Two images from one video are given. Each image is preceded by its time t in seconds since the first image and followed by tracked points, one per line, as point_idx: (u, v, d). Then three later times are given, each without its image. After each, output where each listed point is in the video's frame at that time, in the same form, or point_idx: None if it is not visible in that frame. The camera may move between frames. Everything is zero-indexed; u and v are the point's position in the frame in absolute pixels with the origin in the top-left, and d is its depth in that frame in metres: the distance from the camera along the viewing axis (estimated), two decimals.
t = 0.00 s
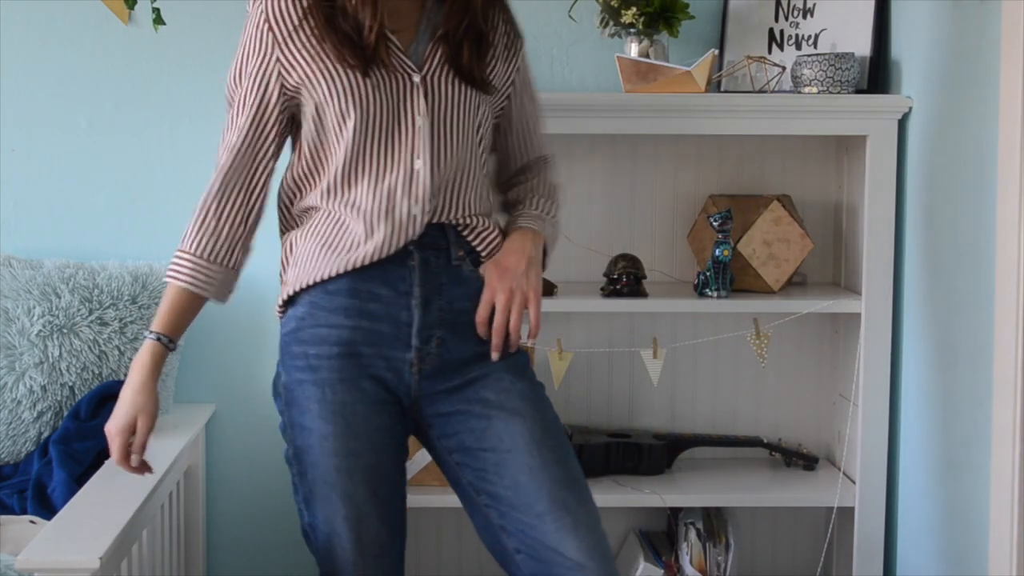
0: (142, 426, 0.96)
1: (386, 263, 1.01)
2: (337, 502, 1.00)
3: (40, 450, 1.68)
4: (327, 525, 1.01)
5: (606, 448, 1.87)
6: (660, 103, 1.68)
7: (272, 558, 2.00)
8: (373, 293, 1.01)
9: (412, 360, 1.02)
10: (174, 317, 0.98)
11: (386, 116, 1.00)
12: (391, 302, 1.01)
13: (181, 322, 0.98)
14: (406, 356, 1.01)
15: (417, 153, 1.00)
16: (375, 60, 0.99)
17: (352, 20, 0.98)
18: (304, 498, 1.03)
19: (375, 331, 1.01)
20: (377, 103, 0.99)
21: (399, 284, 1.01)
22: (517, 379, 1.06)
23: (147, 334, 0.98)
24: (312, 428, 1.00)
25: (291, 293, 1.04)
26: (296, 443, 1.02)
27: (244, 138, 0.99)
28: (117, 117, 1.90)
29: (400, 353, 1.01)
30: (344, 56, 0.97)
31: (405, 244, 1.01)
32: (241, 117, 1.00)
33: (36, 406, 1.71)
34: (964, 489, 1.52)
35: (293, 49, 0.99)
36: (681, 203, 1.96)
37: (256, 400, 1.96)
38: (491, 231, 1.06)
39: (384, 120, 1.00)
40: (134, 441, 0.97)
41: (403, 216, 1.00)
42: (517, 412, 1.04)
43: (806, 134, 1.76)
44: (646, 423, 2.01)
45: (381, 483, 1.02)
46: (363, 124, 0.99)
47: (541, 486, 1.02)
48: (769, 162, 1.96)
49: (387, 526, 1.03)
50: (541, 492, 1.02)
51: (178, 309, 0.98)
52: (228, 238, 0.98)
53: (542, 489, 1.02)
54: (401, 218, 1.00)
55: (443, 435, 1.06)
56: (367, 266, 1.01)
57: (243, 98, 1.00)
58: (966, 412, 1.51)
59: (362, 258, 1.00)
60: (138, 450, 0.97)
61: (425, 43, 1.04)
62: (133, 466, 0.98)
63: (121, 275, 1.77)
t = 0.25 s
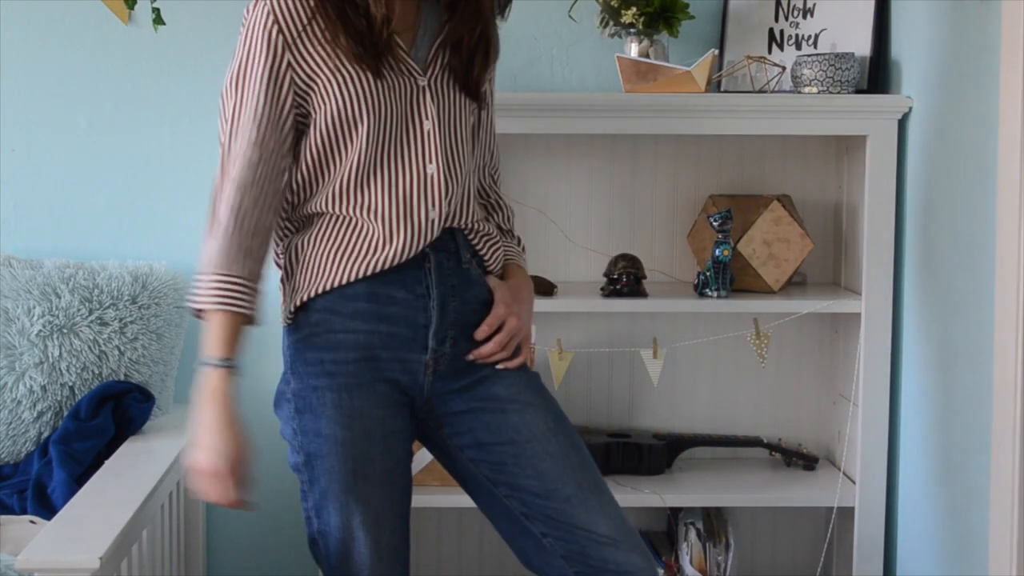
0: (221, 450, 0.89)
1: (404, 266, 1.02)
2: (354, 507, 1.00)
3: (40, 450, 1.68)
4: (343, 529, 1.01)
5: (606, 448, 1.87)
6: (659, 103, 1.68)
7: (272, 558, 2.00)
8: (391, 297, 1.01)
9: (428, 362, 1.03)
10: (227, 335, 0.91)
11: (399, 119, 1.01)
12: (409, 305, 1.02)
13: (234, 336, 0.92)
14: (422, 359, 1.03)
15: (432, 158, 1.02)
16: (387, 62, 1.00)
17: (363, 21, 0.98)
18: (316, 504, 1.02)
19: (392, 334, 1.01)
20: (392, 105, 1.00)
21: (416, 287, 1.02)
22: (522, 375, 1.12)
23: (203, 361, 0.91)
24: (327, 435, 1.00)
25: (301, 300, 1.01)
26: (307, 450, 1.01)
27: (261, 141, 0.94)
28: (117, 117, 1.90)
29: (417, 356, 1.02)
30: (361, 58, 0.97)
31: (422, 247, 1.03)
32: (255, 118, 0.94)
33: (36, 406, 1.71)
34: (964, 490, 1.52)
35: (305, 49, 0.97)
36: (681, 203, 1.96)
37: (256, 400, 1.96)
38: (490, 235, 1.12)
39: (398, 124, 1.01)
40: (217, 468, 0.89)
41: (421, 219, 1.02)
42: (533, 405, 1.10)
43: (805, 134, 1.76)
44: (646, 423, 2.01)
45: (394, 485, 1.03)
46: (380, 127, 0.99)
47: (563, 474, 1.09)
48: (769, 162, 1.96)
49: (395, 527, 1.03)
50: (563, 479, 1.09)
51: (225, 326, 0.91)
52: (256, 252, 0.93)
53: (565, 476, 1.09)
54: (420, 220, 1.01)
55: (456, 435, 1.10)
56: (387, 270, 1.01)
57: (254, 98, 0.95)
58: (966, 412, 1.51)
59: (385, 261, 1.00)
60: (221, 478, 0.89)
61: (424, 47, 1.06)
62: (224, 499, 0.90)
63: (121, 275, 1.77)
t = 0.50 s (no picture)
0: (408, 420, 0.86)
1: (408, 268, 1.03)
2: (360, 509, 1.00)
3: (40, 450, 1.68)
4: (349, 531, 1.01)
5: (606, 448, 1.87)
6: (659, 103, 1.68)
7: (272, 558, 2.00)
8: (396, 298, 1.02)
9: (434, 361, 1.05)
10: (351, 331, 0.90)
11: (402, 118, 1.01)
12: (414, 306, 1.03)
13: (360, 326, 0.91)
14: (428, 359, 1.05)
15: (435, 158, 1.02)
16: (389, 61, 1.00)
17: (366, 19, 0.98)
18: (321, 507, 1.02)
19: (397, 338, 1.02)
20: (396, 104, 1.00)
21: (418, 286, 1.03)
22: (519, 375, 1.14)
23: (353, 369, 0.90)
24: (333, 437, 1.00)
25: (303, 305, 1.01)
26: (312, 453, 1.01)
27: (288, 136, 0.93)
28: (117, 117, 1.90)
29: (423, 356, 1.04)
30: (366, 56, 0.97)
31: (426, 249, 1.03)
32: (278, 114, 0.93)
33: (36, 406, 1.71)
34: (964, 489, 1.52)
35: (317, 46, 0.96)
36: (681, 203, 1.96)
37: (256, 400, 1.96)
38: (490, 235, 1.13)
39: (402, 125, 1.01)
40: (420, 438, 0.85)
41: (426, 220, 1.02)
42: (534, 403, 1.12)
43: (805, 134, 1.76)
44: (646, 423, 2.01)
45: (398, 485, 1.03)
46: (386, 125, 0.99)
47: (564, 471, 1.11)
48: (769, 162, 1.96)
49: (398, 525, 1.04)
50: (565, 475, 1.11)
51: (345, 322, 0.90)
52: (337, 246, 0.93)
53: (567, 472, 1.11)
54: (424, 220, 1.01)
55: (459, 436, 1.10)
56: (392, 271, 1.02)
57: (277, 94, 0.94)
58: (965, 412, 1.51)
59: (391, 261, 1.01)
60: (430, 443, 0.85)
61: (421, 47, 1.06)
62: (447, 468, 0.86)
63: (121, 275, 1.77)
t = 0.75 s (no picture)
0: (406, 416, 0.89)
1: (407, 265, 1.03)
2: (354, 506, 1.00)
3: (40, 450, 1.68)
4: (348, 528, 1.01)
5: (606, 448, 1.87)
6: (659, 103, 1.68)
7: (272, 558, 2.00)
8: (394, 296, 1.02)
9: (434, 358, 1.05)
10: (360, 328, 0.93)
11: (403, 116, 1.01)
12: (414, 303, 1.03)
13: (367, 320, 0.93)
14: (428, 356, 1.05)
15: (433, 155, 1.01)
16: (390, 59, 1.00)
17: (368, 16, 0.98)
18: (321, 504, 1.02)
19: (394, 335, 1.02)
20: (397, 102, 1.00)
21: (417, 285, 1.03)
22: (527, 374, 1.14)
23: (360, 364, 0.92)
24: (332, 433, 1.00)
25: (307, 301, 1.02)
26: (312, 448, 1.01)
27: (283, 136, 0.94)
28: (116, 116, 1.90)
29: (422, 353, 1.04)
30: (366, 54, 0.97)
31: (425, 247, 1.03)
32: (278, 113, 0.95)
33: (36, 406, 1.71)
34: (964, 489, 1.52)
35: (319, 45, 0.97)
36: (681, 203, 1.96)
37: (256, 400, 1.96)
38: (499, 232, 1.13)
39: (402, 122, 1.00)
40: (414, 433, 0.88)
41: (423, 218, 1.01)
42: (538, 405, 1.12)
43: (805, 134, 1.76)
44: (646, 423, 2.01)
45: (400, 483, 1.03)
46: (384, 123, 0.99)
47: (565, 473, 1.10)
48: (769, 162, 1.96)
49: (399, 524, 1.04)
50: (565, 478, 1.10)
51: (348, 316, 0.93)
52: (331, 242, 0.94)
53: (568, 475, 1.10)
54: (422, 219, 1.01)
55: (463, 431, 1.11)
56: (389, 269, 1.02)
57: (277, 93, 0.95)
58: (965, 412, 1.51)
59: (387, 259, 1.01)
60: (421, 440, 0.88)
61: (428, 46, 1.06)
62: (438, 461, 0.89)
63: (121, 275, 1.77)
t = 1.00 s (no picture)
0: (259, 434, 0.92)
1: (410, 262, 0.97)
2: (354, 498, 0.98)
3: (40, 450, 1.68)
4: (344, 520, 0.99)
5: (606, 448, 1.87)
6: (659, 103, 1.68)
7: (272, 557, 2.00)
8: (396, 290, 0.97)
9: (438, 357, 0.97)
10: (264, 328, 0.95)
11: (407, 113, 0.98)
12: (415, 298, 0.97)
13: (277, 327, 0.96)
14: (431, 354, 0.97)
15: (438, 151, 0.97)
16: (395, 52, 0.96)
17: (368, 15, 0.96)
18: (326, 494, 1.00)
19: (398, 327, 0.97)
20: (398, 100, 0.97)
21: (423, 280, 0.97)
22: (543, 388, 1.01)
23: (245, 356, 0.95)
24: (335, 422, 0.98)
25: (326, 289, 1.01)
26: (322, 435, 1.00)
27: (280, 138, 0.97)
28: (117, 116, 1.90)
29: (426, 350, 0.97)
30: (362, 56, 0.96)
31: (430, 243, 0.97)
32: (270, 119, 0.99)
33: (36, 406, 1.71)
34: (964, 489, 1.52)
35: (317, 48, 0.98)
36: (681, 203, 1.96)
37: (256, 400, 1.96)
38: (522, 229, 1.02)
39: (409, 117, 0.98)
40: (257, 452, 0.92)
41: (422, 214, 0.97)
42: (527, 423, 1.00)
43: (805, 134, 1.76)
44: (646, 423, 2.01)
45: (400, 480, 0.99)
46: (381, 123, 0.97)
47: (556, 510, 1.00)
48: (769, 162, 1.96)
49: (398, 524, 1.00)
50: (555, 518, 1.00)
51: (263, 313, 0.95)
52: (279, 247, 0.96)
53: (560, 512, 1.00)
54: (421, 216, 0.97)
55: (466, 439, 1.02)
56: (391, 266, 0.97)
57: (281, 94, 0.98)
58: (966, 412, 1.51)
59: (385, 257, 0.97)
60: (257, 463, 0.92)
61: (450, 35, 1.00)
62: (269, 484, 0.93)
63: (121, 275, 1.77)
